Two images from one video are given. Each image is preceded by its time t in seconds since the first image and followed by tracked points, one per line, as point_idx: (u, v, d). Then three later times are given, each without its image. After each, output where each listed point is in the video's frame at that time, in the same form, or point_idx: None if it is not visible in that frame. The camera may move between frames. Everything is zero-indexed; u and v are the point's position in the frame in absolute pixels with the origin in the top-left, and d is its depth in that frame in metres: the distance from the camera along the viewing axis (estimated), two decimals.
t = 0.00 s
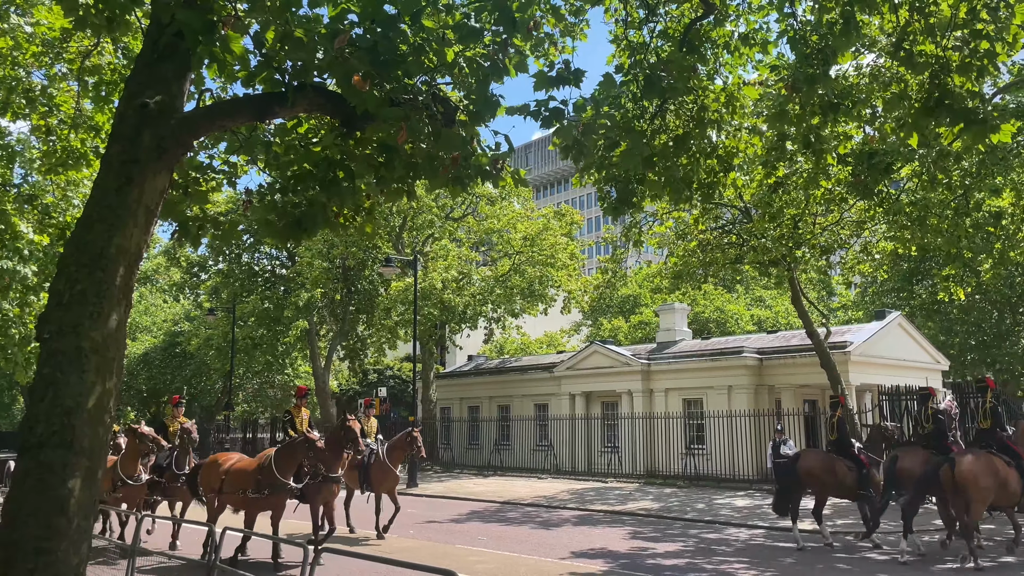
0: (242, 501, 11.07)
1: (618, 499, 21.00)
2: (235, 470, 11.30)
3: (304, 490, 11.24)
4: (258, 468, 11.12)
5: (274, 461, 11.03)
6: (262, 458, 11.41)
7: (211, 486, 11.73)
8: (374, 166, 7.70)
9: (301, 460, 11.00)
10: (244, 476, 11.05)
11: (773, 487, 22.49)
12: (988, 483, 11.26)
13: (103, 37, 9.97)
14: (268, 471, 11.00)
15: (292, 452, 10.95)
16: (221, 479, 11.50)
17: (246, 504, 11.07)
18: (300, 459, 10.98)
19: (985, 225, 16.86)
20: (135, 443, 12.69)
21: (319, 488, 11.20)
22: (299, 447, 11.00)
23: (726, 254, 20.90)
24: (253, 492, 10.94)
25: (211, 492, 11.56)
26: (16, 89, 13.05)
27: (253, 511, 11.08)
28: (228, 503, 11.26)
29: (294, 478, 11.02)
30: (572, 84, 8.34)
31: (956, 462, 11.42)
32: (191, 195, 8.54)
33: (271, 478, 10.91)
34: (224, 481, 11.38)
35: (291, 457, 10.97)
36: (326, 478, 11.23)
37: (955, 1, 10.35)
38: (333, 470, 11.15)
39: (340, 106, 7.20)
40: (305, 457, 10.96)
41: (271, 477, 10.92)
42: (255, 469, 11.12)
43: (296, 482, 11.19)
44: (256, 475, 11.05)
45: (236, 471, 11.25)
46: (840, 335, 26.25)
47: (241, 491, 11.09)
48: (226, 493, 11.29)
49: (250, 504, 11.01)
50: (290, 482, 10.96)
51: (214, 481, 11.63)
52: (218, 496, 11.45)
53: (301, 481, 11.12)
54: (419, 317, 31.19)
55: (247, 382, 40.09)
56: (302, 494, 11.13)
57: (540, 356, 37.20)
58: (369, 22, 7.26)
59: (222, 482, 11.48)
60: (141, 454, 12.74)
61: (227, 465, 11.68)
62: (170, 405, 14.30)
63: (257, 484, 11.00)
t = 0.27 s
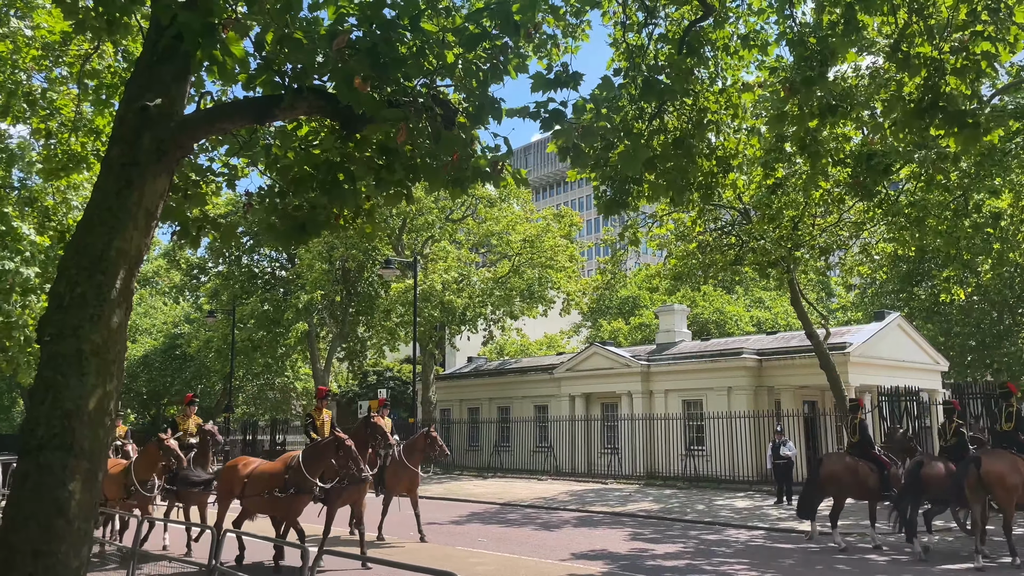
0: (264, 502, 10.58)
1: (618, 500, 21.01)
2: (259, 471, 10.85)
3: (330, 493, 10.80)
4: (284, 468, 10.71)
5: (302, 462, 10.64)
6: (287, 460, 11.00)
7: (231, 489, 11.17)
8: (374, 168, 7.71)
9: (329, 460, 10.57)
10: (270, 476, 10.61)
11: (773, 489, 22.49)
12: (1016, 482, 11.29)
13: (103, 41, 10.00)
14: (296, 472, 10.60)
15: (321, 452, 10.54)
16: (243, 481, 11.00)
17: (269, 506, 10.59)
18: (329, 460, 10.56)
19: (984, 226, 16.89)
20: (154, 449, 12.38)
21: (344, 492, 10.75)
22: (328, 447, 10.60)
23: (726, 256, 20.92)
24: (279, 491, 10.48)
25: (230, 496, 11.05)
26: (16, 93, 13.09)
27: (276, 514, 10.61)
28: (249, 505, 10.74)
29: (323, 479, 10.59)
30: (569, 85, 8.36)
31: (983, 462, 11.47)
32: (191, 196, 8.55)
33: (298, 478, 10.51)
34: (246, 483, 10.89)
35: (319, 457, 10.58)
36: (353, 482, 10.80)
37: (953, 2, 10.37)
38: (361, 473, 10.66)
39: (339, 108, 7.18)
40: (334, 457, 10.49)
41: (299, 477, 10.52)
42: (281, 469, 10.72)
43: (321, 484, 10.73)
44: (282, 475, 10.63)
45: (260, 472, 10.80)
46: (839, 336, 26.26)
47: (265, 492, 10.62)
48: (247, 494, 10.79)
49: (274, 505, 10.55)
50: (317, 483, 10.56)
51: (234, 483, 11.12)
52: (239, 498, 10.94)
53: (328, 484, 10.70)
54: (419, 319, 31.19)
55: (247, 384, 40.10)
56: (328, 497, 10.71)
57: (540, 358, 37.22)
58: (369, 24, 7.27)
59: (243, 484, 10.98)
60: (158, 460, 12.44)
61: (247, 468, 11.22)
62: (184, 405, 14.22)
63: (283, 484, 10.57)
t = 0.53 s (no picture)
0: (291, 506, 10.34)
1: (619, 502, 20.97)
2: (284, 474, 10.61)
3: (357, 498, 10.63)
4: (312, 472, 10.52)
5: (332, 465, 10.47)
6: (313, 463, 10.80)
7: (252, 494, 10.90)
8: (374, 170, 7.66)
9: (361, 464, 10.45)
10: (298, 478, 10.41)
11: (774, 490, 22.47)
12: None
13: (103, 43, 10.00)
14: (325, 475, 10.44)
15: (352, 456, 10.41)
16: (267, 485, 10.72)
17: (295, 510, 10.35)
18: (360, 464, 10.44)
19: (985, 228, 16.87)
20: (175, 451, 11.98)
21: (371, 497, 10.62)
22: (358, 451, 10.47)
23: (726, 257, 20.90)
24: (308, 494, 10.29)
25: (253, 500, 10.76)
26: (17, 96, 13.10)
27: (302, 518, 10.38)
28: (274, 509, 10.47)
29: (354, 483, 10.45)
30: (569, 88, 8.35)
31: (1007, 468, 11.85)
32: (192, 199, 8.54)
33: (329, 481, 10.34)
34: (270, 486, 10.61)
35: (350, 461, 10.43)
36: (380, 485, 10.73)
37: (953, 3, 10.37)
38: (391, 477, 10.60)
39: (340, 110, 7.10)
40: (365, 462, 10.40)
41: (329, 481, 10.36)
42: (308, 472, 10.52)
43: (350, 489, 10.61)
44: (311, 478, 10.43)
45: (286, 475, 10.55)
46: (840, 337, 26.24)
47: (292, 495, 10.39)
48: (272, 498, 10.51)
49: (301, 508, 10.33)
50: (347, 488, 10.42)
51: (258, 487, 10.85)
52: (263, 503, 10.66)
53: (357, 488, 10.59)
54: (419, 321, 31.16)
55: (247, 387, 40.08)
56: (357, 502, 10.57)
57: (540, 360, 37.18)
58: (370, 26, 7.26)
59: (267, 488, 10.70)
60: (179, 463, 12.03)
61: (273, 473, 10.96)
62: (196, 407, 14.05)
63: (312, 487, 10.40)
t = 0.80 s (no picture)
0: (323, 510, 10.00)
1: (621, 504, 20.97)
2: (315, 477, 10.26)
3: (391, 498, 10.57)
4: (345, 475, 10.13)
5: (364, 467, 10.04)
6: (345, 465, 10.42)
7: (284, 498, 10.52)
8: (376, 173, 7.65)
9: (393, 465, 10.03)
10: (330, 482, 10.05)
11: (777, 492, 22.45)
12: None
13: (107, 47, 10.01)
14: (358, 478, 10.01)
15: (383, 457, 9.97)
16: (298, 488, 10.38)
17: (328, 514, 10.01)
18: (392, 466, 10.01)
19: (986, 229, 16.87)
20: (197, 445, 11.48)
21: (403, 496, 10.66)
22: (390, 452, 10.03)
23: (729, 258, 20.87)
24: (341, 499, 9.91)
25: (285, 503, 10.42)
26: (20, 99, 13.13)
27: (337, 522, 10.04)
28: (306, 513, 10.16)
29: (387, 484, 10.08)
30: (572, 89, 8.36)
31: None
32: (195, 202, 8.55)
33: (361, 485, 9.93)
34: (302, 489, 10.30)
35: (382, 463, 10.00)
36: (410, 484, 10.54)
37: (954, 4, 10.37)
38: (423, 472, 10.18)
39: (343, 113, 7.15)
40: (397, 462, 9.98)
41: (362, 484, 9.94)
42: (340, 475, 10.15)
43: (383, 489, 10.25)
44: (343, 481, 10.05)
45: (317, 479, 10.24)
46: (842, 339, 26.22)
47: (324, 498, 10.04)
48: (304, 501, 10.19)
49: (334, 512, 9.96)
50: (380, 490, 10.03)
51: (289, 489, 10.50)
52: (294, 505, 10.33)
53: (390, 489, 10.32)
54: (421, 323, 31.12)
55: (249, 389, 40.14)
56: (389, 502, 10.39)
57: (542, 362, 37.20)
58: (372, 29, 7.29)
59: (299, 491, 10.34)
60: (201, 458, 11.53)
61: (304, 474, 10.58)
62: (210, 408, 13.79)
63: (345, 491, 10.00)
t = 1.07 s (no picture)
0: (357, 510, 9.95)
1: (623, 505, 20.96)
2: (347, 478, 10.20)
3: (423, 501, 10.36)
4: (378, 474, 10.13)
5: (400, 466, 10.09)
6: (377, 465, 10.41)
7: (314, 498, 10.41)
8: (378, 173, 7.65)
9: (428, 464, 10.08)
10: (365, 482, 10.02)
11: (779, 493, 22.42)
12: None
13: (109, 48, 10.01)
14: (393, 477, 10.03)
15: (419, 456, 10.00)
16: (330, 489, 10.26)
17: (361, 515, 9.97)
18: (427, 465, 10.05)
19: (989, 229, 16.84)
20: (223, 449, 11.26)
21: (437, 498, 10.30)
22: (425, 451, 10.09)
23: (731, 260, 20.83)
24: (376, 498, 9.90)
25: (315, 505, 10.31)
26: (22, 101, 13.15)
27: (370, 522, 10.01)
28: (339, 514, 10.09)
29: (421, 484, 10.09)
30: (575, 90, 8.36)
31: None
32: (197, 203, 8.54)
33: (397, 484, 9.95)
34: (334, 490, 10.21)
35: (417, 463, 10.05)
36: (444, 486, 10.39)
37: (957, 4, 10.35)
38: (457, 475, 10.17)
39: (345, 115, 7.16)
40: (432, 460, 10.01)
41: (397, 484, 9.97)
42: (374, 475, 10.13)
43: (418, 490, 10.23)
44: (377, 481, 10.04)
45: (350, 479, 10.18)
46: (844, 340, 26.19)
47: (357, 499, 10.00)
48: (337, 503, 10.10)
49: (367, 512, 9.94)
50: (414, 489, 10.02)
51: (319, 491, 10.39)
52: (326, 507, 10.22)
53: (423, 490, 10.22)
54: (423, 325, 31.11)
55: (251, 390, 40.14)
56: (420, 504, 10.21)
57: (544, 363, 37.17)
58: (374, 31, 7.30)
59: (331, 491, 10.25)
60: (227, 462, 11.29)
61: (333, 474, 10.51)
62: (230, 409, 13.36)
63: (379, 491, 9.99)
